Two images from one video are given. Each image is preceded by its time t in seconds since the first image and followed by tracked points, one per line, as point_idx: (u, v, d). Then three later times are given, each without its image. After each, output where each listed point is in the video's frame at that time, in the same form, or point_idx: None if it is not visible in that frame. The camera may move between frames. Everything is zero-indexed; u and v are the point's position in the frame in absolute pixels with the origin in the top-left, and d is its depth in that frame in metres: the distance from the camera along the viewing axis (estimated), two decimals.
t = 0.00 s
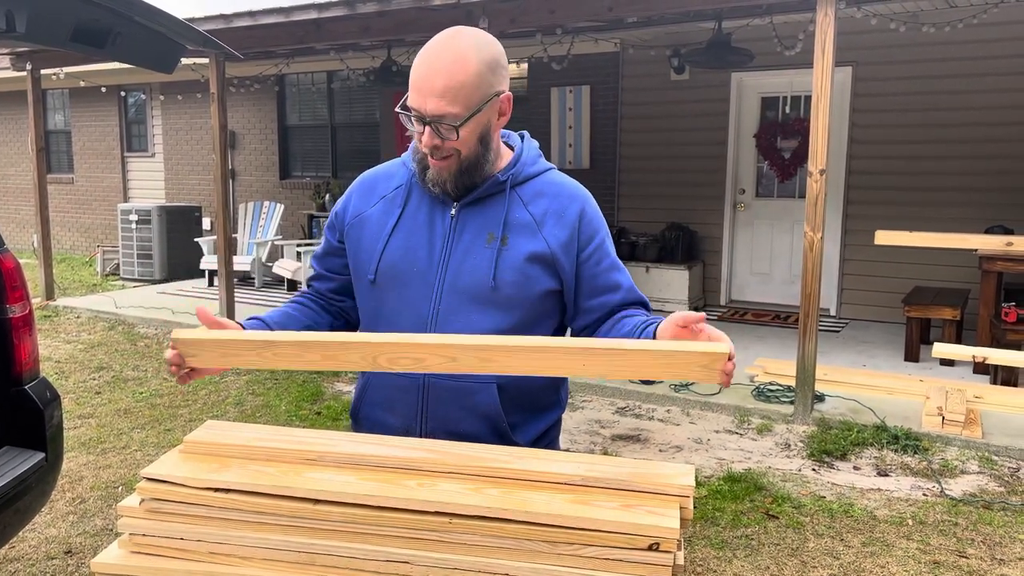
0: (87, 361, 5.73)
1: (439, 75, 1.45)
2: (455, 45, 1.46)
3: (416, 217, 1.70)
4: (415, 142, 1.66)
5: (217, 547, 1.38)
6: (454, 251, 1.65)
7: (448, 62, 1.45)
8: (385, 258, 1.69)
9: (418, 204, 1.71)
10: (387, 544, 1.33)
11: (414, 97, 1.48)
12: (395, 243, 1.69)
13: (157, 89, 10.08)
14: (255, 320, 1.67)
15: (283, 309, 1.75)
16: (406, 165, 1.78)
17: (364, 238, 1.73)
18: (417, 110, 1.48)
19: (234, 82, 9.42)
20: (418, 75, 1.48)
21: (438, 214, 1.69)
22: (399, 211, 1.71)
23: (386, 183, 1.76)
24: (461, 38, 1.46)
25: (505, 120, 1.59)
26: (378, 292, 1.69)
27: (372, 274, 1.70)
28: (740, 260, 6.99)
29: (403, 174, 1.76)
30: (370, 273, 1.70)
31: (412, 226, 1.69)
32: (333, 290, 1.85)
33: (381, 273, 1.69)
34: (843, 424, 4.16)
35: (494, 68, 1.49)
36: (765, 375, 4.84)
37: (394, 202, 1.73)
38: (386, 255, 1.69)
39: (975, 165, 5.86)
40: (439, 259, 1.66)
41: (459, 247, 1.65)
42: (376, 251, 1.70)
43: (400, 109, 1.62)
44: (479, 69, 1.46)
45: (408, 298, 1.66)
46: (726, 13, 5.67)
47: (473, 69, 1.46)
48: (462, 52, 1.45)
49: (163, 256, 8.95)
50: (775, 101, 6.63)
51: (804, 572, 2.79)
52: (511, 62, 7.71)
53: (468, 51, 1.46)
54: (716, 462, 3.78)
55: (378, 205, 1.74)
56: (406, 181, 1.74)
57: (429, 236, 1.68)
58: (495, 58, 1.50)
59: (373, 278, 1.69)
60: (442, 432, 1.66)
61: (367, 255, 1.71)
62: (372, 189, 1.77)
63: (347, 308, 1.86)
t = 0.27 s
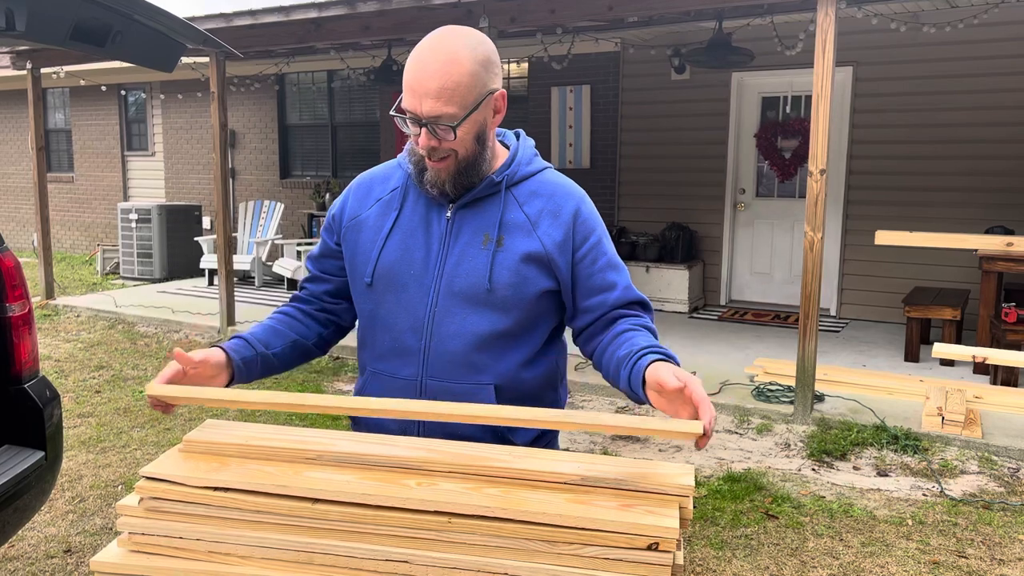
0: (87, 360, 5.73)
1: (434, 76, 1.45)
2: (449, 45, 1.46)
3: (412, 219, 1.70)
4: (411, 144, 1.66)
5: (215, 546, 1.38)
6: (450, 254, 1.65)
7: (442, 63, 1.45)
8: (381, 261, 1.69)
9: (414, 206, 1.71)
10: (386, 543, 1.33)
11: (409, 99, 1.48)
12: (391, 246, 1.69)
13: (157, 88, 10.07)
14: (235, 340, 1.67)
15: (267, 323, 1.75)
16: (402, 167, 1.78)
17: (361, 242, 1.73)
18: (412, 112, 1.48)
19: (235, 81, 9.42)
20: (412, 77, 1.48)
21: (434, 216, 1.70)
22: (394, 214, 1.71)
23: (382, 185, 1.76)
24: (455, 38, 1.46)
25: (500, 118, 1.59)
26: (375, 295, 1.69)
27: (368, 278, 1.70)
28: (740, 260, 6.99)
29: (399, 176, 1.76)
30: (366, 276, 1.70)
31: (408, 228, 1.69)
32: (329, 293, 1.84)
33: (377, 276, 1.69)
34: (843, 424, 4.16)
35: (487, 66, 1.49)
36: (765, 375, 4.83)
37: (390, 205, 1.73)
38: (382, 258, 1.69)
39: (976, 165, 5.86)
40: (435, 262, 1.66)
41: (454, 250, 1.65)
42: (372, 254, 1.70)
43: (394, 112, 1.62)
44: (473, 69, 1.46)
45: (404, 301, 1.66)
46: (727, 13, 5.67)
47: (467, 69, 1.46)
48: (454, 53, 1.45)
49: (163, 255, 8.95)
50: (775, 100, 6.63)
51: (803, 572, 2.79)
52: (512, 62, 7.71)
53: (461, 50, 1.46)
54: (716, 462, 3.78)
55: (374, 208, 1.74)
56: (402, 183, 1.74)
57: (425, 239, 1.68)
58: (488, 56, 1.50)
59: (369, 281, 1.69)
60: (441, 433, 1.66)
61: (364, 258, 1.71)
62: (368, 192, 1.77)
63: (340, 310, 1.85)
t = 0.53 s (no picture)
0: (87, 359, 5.73)
1: (431, 79, 1.45)
2: (445, 46, 1.45)
3: (409, 221, 1.70)
4: (407, 145, 1.65)
5: (216, 546, 1.37)
6: (447, 255, 1.65)
7: (440, 64, 1.44)
8: (378, 263, 1.69)
9: (411, 208, 1.71)
10: (387, 543, 1.33)
11: (406, 102, 1.47)
12: (388, 248, 1.69)
13: (158, 87, 10.07)
14: (224, 354, 1.63)
15: (257, 333, 1.71)
16: (398, 168, 1.78)
17: (358, 244, 1.73)
18: (412, 116, 1.47)
19: (236, 80, 9.42)
20: (409, 79, 1.47)
21: (431, 218, 1.69)
22: (392, 216, 1.71)
23: (379, 187, 1.76)
24: (451, 38, 1.46)
25: (496, 117, 1.59)
26: (372, 298, 1.69)
27: (366, 280, 1.70)
28: (741, 260, 6.99)
29: (395, 178, 1.76)
30: (364, 278, 1.70)
31: (405, 230, 1.69)
32: (324, 295, 1.82)
33: (374, 279, 1.69)
34: (844, 424, 4.16)
35: (483, 66, 1.49)
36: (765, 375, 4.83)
37: (388, 206, 1.73)
38: (380, 261, 1.69)
39: (977, 166, 5.86)
40: (432, 264, 1.66)
41: (451, 252, 1.65)
42: (369, 256, 1.70)
43: (389, 114, 1.61)
44: (471, 69, 1.46)
45: (401, 304, 1.66)
46: (729, 13, 5.66)
47: (464, 69, 1.45)
48: (451, 53, 1.45)
49: (164, 254, 8.95)
50: (777, 101, 6.63)
51: (805, 573, 2.78)
52: (513, 61, 7.71)
53: (458, 51, 1.45)
54: (716, 462, 3.78)
55: (371, 210, 1.74)
56: (399, 185, 1.74)
57: (423, 241, 1.68)
58: (484, 55, 1.50)
59: (366, 284, 1.69)
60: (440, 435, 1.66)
61: (361, 261, 1.71)
62: (365, 193, 1.77)
63: (334, 313, 1.83)
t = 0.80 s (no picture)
0: (88, 358, 5.73)
1: (429, 78, 1.44)
2: (444, 45, 1.45)
3: (409, 222, 1.70)
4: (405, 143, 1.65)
5: (217, 544, 1.37)
6: (447, 257, 1.65)
7: (436, 64, 1.44)
8: (378, 264, 1.69)
9: (411, 208, 1.71)
10: (389, 541, 1.32)
11: (403, 101, 1.47)
12: (388, 250, 1.69)
13: (159, 86, 10.07)
14: (224, 369, 1.62)
15: (256, 341, 1.71)
16: (398, 168, 1.77)
17: (358, 245, 1.73)
18: (409, 114, 1.47)
19: (237, 80, 9.42)
20: (406, 78, 1.47)
21: (430, 218, 1.69)
22: (391, 216, 1.71)
23: (379, 187, 1.76)
24: (448, 38, 1.46)
25: (495, 118, 1.58)
26: (372, 300, 1.69)
27: (366, 281, 1.70)
28: (742, 260, 6.98)
29: (395, 178, 1.76)
30: (363, 279, 1.70)
31: (405, 231, 1.69)
32: (324, 297, 1.82)
33: (374, 280, 1.69)
34: (845, 424, 4.16)
35: (483, 67, 1.49)
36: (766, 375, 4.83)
37: (387, 207, 1.72)
38: (380, 262, 1.69)
39: (979, 166, 5.85)
40: (432, 265, 1.66)
41: (451, 253, 1.65)
42: (369, 257, 1.70)
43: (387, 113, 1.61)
44: (469, 70, 1.46)
45: (401, 305, 1.66)
46: (730, 13, 5.65)
47: (463, 70, 1.45)
48: (450, 53, 1.44)
49: (165, 253, 8.96)
50: (778, 100, 6.63)
51: (805, 573, 2.78)
52: (514, 61, 7.71)
53: (457, 51, 1.45)
54: (717, 462, 3.78)
55: (371, 210, 1.74)
56: (399, 185, 1.74)
57: (423, 242, 1.68)
58: (484, 56, 1.49)
59: (366, 285, 1.69)
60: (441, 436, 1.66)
61: (360, 262, 1.71)
62: (365, 193, 1.77)
63: (333, 316, 1.83)
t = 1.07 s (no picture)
0: (89, 356, 5.73)
1: (431, 78, 1.44)
2: (448, 45, 1.44)
3: (411, 221, 1.70)
4: (406, 142, 1.65)
5: (218, 543, 1.37)
6: (449, 257, 1.65)
7: (440, 63, 1.43)
8: (379, 264, 1.69)
9: (413, 208, 1.70)
10: (390, 540, 1.32)
11: (406, 99, 1.47)
12: (389, 250, 1.69)
13: (160, 85, 10.07)
14: (228, 369, 1.62)
15: (260, 342, 1.70)
16: (400, 167, 1.77)
17: (360, 245, 1.73)
18: (410, 113, 1.46)
19: (238, 79, 9.42)
20: (410, 76, 1.46)
21: (432, 218, 1.69)
22: (393, 216, 1.71)
23: (381, 186, 1.76)
24: (453, 37, 1.45)
25: (499, 118, 1.58)
26: (374, 299, 1.69)
27: (367, 281, 1.70)
28: (744, 260, 6.98)
29: (397, 177, 1.75)
30: (365, 279, 1.69)
31: (407, 231, 1.69)
32: (327, 296, 1.82)
33: (375, 280, 1.69)
34: (846, 424, 4.16)
35: (487, 67, 1.48)
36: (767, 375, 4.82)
37: (389, 206, 1.72)
38: (381, 262, 1.69)
39: (980, 166, 5.85)
40: (434, 265, 1.66)
41: (453, 253, 1.65)
42: (371, 257, 1.70)
43: (390, 110, 1.61)
44: (472, 70, 1.45)
45: (402, 305, 1.66)
46: (732, 12, 5.65)
47: (466, 70, 1.44)
48: (454, 53, 1.44)
49: (166, 253, 8.96)
50: (779, 101, 6.63)
51: (806, 573, 2.78)
52: (515, 60, 7.71)
53: (461, 51, 1.44)
54: (718, 462, 3.77)
55: (373, 209, 1.74)
56: (400, 184, 1.73)
57: (425, 241, 1.68)
58: (489, 57, 1.48)
59: (367, 285, 1.69)
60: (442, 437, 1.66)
61: (362, 262, 1.71)
62: (367, 192, 1.77)
63: (337, 316, 1.83)
